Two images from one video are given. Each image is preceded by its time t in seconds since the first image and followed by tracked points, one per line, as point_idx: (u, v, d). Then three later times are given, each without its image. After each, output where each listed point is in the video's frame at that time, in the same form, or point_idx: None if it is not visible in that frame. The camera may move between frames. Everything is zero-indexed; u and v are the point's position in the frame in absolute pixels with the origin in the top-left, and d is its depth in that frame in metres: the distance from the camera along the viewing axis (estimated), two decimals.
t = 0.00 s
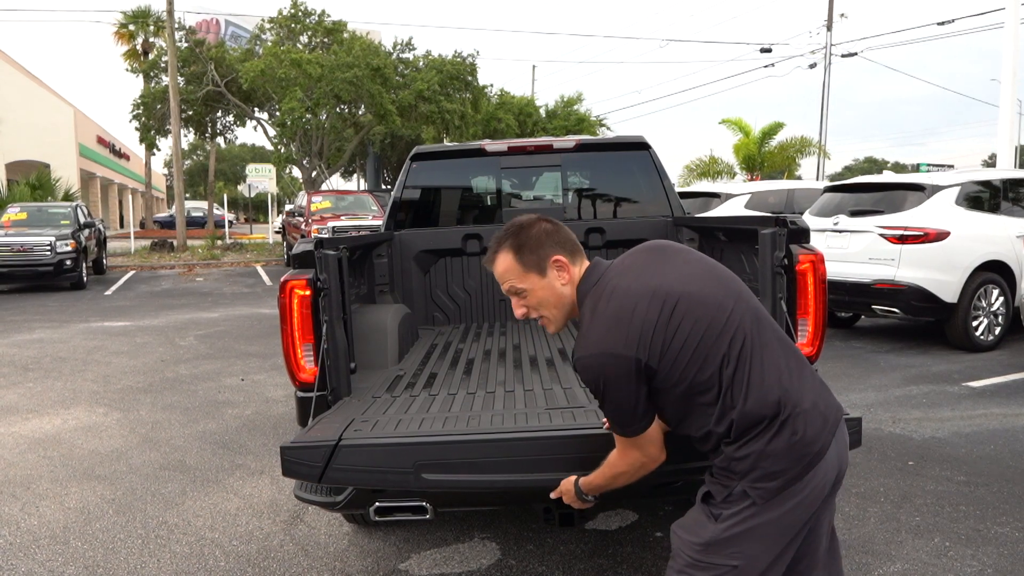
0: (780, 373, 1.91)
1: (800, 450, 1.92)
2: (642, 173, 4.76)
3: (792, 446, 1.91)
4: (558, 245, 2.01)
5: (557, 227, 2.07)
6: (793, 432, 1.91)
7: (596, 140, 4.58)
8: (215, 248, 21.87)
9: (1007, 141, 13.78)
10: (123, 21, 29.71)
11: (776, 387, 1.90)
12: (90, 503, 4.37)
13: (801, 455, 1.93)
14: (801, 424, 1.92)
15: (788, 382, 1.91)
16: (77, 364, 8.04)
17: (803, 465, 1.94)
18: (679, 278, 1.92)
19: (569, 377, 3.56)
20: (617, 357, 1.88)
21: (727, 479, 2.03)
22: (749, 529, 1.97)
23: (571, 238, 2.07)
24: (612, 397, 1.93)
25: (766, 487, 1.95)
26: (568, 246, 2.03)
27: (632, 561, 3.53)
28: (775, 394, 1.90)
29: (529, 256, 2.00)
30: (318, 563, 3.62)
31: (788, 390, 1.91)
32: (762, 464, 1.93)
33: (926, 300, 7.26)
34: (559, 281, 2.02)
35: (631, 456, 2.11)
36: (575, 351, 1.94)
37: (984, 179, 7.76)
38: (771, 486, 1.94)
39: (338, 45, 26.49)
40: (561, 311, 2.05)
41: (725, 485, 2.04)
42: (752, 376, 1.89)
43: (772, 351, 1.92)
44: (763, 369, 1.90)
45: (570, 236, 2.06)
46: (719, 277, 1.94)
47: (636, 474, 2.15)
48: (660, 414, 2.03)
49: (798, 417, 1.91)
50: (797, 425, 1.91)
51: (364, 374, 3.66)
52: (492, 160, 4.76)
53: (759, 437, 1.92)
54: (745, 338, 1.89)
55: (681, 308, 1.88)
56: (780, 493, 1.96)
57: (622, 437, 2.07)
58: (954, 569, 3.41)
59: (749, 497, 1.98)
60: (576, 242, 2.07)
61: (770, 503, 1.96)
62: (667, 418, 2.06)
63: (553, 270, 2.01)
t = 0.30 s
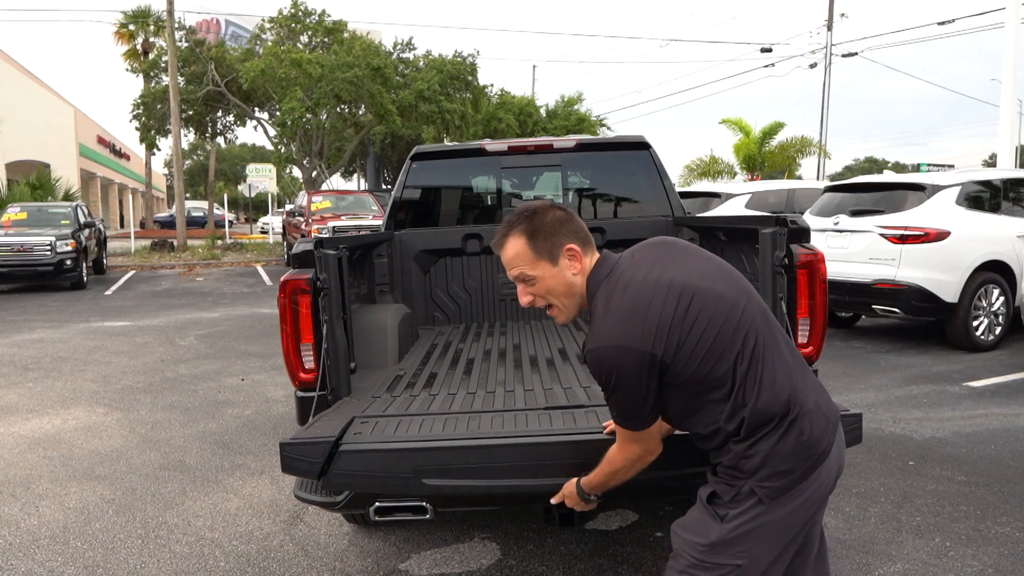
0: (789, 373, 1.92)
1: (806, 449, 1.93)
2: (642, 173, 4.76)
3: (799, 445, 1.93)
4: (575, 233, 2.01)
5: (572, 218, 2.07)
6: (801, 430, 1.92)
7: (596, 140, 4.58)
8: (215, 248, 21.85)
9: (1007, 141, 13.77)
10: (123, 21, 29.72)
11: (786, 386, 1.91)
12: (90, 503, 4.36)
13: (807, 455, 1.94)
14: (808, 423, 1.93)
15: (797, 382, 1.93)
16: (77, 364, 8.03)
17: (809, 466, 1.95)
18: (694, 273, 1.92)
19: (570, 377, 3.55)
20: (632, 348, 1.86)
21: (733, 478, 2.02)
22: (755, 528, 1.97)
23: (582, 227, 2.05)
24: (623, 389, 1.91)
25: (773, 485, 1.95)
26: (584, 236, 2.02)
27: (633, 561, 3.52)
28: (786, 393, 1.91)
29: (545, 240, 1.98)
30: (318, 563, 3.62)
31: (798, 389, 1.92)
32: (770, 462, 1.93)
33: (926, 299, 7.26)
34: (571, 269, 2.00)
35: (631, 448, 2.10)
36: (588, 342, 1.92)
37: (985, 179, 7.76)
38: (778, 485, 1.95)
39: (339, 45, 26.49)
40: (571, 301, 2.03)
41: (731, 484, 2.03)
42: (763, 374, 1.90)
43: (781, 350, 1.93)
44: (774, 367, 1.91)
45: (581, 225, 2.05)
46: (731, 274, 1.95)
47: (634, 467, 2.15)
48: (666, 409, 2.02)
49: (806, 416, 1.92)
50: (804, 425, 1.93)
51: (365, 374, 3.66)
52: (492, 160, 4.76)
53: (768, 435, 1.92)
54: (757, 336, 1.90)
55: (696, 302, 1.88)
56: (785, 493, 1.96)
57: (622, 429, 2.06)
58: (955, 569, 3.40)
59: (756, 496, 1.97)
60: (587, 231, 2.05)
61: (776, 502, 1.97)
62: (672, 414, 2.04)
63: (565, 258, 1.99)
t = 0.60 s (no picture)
0: (793, 374, 1.91)
1: (811, 451, 1.92)
2: (643, 173, 4.75)
3: (804, 447, 1.92)
4: (556, 256, 1.96)
5: (559, 230, 2.01)
6: (805, 432, 1.91)
7: (596, 140, 4.57)
8: (216, 248, 21.82)
9: (1008, 141, 13.75)
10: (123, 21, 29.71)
11: (790, 388, 1.90)
12: (90, 503, 4.36)
13: (813, 456, 1.93)
14: (814, 425, 1.92)
15: (801, 384, 1.92)
16: (77, 364, 8.02)
17: (815, 467, 1.94)
18: (692, 279, 1.91)
19: (570, 377, 3.54)
20: (629, 355, 1.87)
21: (737, 481, 2.01)
22: (762, 531, 1.97)
23: (574, 243, 1.99)
24: (623, 396, 1.91)
25: (777, 488, 1.94)
26: (568, 255, 1.97)
27: (633, 562, 3.52)
28: (789, 395, 1.90)
29: (527, 270, 1.98)
30: (318, 563, 3.61)
31: (802, 391, 1.91)
32: (773, 464, 1.93)
33: (926, 299, 7.25)
34: (561, 290, 1.99)
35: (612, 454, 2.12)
36: (584, 353, 1.93)
37: (985, 179, 7.75)
38: (782, 487, 1.94)
39: (339, 45, 26.49)
40: (566, 317, 2.04)
41: (734, 487, 2.02)
42: (766, 377, 1.90)
43: (785, 352, 1.92)
44: (777, 369, 1.90)
45: (572, 241, 1.99)
46: (732, 278, 1.95)
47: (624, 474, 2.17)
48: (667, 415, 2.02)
49: (811, 418, 1.91)
50: (810, 427, 1.91)
51: (365, 374, 3.65)
52: (493, 159, 4.76)
53: (772, 438, 1.92)
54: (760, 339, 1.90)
55: (694, 309, 1.88)
56: (791, 495, 1.96)
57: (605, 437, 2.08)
58: (956, 569, 3.40)
59: (761, 498, 1.97)
60: (579, 247, 2.00)
61: (780, 504, 1.96)
62: (675, 419, 2.05)
63: (550, 282, 1.97)
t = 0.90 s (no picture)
0: (782, 387, 1.89)
1: (805, 462, 1.90)
2: (643, 172, 4.75)
3: (798, 458, 1.89)
4: (541, 295, 2.00)
5: (549, 264, 2.03)
6: (797, 444, 1.89)
7: (596, 140, 4.56)
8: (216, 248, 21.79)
9: (1009, 141, 13.72)
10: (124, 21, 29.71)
11: (779, 401, 1.88)
12: (90, 503, 4.35)
13: (808, 467, 1.90)
14: (809, 436, 1.89)
15: (793, 397, 1.89)
16: (77, 364, 8.02)
17: (812, 476, 1.91)
18: (675, 298, 1.92)
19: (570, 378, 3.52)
20: (611, 380, 1.90)
21: (733, 489, 2.01)
22: (757, 538, 1.96)
23: (564, 278, 2.01)
24: (610, 418, 1.95)
25: (771, 499, 1.93)
26: (553, 292, 1.99)
27: (634, 562, 3.51)
28: (778, 408, 1.88)
29: (519, 307, 2.05)
30: (318, 563, 3.61)
31: (793, 403, 1.89)
32: (765, 476, 1.92)
33: (927, 299, 7.24)
34: (555, 323, 2.04)
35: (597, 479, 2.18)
36: (570, 378, 1.97)
37: (986, 179, 7.74)
38: (777, 498, 1.93)
39: (340, 45, 26.48)
40: (569, 342, 2.10)
41: (731, 494, 2.02)
42: (754, 392, 1.89)
43: (775, 365, 1.90)
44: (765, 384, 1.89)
45: (562, 276, 2.01)
46: (719, 293, 1.94)
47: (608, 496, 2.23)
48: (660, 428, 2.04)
49: (805, 429, 1.89)
50: (804, 439, 1.89)
51: (364, 373, 3.64)
52: (493, 159, 4.75)
53: (763, 451, 1.91)
54: (746, 354, 1.89)
55: (674, 330, 1.89)
56: (787, 505, 1.93)
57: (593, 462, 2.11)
58: (958, 569, 3.39)
59: (755, 509, 1.96)
60: (570, 280, 2.01)
61: (776, 515, 1.94)
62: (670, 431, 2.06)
63: (544, 315, 2.03)
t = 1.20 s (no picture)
0: (781, 382, 1.89)
1: (804, 459, 1.89)
2: (643, 172, 4.74)
3: (796, 455, 1.89)
4: (548, 282, 2.02)
5: (559, 255, 2.06)
6: (795, 440, 1.88)
7: (596, 140, 4.55)
8: (216, 248, 21.79)
9: (1009, 140, 13.71)
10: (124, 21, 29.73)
11: (777, 397, 1.88)
12: (88, 503, 4.35)
13: (806, 464, 1.89)
14: (806, 433, 1.89)
15: (792, 393, 1.89)
16: (76, 364, 8.01)
17: (809, 474, 1.90)
18: (675, 293, 1.93)
19: (569, 377, 3.51)
20: (609, 373, 1.91)
21: (731, 487, 2.01)
22: (757, 537, 1.95)
23: (572, 268, 2.03)
24: (610, 411, 1.96)
25: (768, 496, 1.93)
26: (560, 280, 2.01)
27: (634, 562, 3.50)
28: (776, 403, 1.88)
29: (526, 296, 2.06)
30: (317, 563, 3.60)
31: (791, 400, 1.88)
32: (763, 473, 1.92)
33: (927, 299, 7.24)
34: (560, 313, 2.05)
35: (624, 471, 2.22)
36: (572, 370, 1.99)
37: (986, 178, 7.73)
38: (775, 495, 1.92)
39: (340, 45, 26.49)
40: (574, 335, 2.10)
41: (729, 493, 2.02)
42: (752, 387, 1.89)
43: (774, 361, 1.90)
44: (763, 380, 1.89)
45: (571, 266, 2.04)
46: (719, 289, 1.95)
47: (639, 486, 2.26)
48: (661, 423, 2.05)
49: (803, 425, 1.88)
50: (802, 434, 1.88)
51: (363, 374, 3.63)
52: (493, 159, 4.75)
53: (761, 448, 1.91)
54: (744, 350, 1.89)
55: (673, 324, 1.90)
56: (785, 503, 1.92)
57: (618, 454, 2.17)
58: (958, 569, 3.38)
59: (754, 506, 1.96)
60: (578, 271, 2.04)
61: (775, 513, 1.93)
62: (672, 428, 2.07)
63: (550, 305, 2.04)
